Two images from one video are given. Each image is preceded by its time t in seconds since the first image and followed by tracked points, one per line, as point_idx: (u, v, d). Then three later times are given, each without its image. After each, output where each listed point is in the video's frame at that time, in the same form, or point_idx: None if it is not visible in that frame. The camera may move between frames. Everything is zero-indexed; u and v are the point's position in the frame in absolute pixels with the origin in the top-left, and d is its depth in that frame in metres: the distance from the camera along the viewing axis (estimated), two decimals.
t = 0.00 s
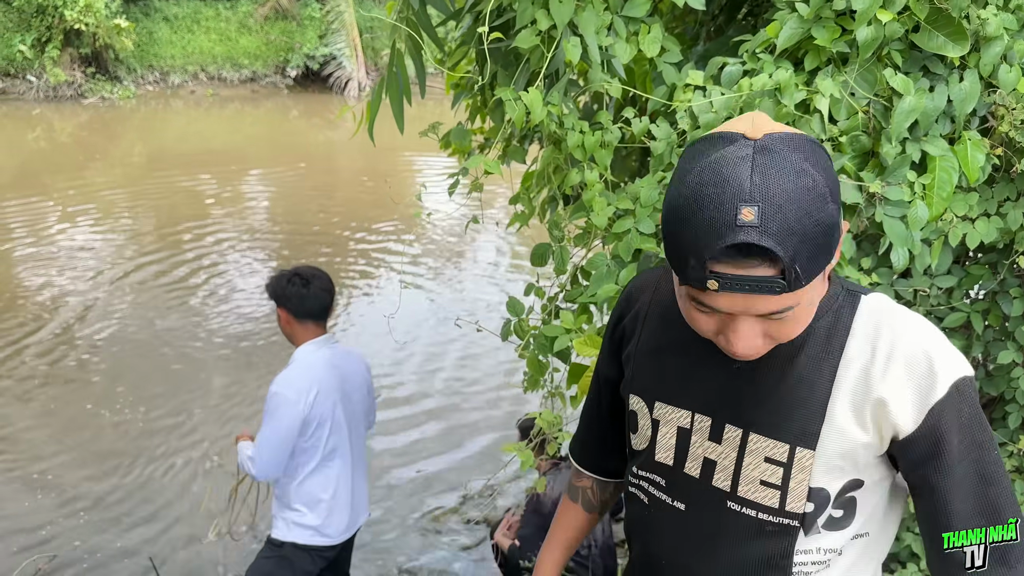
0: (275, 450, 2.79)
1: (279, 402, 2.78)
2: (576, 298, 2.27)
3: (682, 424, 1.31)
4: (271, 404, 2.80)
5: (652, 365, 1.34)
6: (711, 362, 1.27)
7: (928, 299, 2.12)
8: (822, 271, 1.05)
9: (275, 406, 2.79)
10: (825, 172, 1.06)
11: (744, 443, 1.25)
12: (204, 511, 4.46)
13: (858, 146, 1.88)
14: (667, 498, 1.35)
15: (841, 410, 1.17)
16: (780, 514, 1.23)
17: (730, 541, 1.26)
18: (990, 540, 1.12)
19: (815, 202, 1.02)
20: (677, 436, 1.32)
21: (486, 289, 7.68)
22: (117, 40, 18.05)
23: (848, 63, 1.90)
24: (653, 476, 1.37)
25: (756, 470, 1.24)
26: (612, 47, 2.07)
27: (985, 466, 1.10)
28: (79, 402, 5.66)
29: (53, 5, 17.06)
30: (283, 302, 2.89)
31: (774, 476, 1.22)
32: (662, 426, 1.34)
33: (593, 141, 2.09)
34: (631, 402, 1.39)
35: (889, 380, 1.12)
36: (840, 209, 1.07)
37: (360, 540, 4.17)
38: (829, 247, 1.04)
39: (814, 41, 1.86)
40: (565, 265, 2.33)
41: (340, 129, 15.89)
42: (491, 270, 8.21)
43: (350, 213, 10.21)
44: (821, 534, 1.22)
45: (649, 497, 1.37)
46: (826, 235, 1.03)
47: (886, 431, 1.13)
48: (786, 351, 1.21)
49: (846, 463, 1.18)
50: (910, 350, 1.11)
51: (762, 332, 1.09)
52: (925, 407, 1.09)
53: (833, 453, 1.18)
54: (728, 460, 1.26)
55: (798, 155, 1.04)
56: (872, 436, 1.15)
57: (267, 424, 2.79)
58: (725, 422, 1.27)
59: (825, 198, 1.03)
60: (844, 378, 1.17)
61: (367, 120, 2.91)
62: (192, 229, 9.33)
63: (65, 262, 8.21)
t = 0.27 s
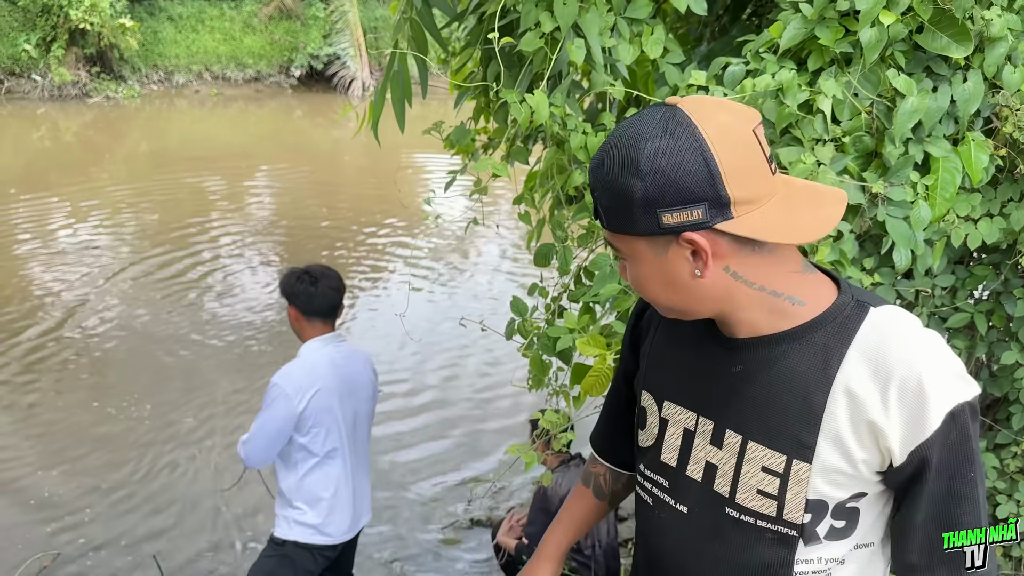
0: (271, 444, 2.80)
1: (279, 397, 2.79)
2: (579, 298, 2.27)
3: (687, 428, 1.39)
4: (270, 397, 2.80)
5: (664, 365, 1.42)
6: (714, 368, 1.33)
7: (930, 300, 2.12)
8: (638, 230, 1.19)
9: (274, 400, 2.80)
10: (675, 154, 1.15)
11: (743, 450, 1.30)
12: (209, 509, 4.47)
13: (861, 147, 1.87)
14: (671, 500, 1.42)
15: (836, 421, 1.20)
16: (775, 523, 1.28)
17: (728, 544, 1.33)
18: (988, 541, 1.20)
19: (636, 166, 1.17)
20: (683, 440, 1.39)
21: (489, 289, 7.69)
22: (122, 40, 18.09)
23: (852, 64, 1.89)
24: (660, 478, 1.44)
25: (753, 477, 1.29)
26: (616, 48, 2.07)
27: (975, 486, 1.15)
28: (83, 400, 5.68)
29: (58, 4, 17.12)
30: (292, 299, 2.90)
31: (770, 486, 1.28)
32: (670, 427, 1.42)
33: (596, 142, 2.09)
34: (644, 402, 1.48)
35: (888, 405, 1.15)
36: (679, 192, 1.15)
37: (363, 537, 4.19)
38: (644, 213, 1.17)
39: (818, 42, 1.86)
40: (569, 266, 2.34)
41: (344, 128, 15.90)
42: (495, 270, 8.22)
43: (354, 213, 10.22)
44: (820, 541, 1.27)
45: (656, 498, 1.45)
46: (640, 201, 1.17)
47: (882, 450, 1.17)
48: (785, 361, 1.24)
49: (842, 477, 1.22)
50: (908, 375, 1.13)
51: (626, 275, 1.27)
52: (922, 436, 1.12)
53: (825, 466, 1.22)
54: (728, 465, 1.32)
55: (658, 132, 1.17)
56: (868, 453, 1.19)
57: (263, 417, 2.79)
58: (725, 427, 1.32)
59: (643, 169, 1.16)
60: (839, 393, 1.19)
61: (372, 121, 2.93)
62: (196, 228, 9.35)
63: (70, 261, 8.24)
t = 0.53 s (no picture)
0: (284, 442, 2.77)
1: (291, 394, 2.77)
2: (583, 297, 2.28)
3: (680, 423, 1.42)
4: (281, 395, 2.77)
5: (666, 357, 1.46)
6: (706, 363, 1.36)
7: (934, 299, 2.12)
8: (621, 216, 1.25)
9: (285, 398, 2.77)
10: (656, 143, 1.20)
11: (723, 443, 1.33)
12: (213, 508, 4.48)
13: (865, 148, 1.87)
14: (665, 492, 1.47)
15: (807, 416, 1.20)
16: (750, 519, 1.30)
17: (711, 536, 1.37)
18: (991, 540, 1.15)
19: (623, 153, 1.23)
20: (677, 435, 1.43)
21: (493, 289, 7.70)
22: (127, 39, 18.15)
23: (856, 64, 1.90)
24: (657, 472, 1.49)
25: (730, 471, 1.32)
26: (620, 48, 2.08)
27: (954, 499, 1.07)
28: (88, 400, 5.70)
29: (64, 4, 17.18)
30: (292, 298, 2.91)
31: (743, 480, 1.30)
32: (667, 421, 1.46)
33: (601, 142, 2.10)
34: (649, 396, 1.53)
35: (856, 397, 1.14)
36: (656, 179, 1.19)
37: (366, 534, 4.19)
38: (625, 198, 1.23)
39: (822, 43, 1.87)
40: (573, 265, 2.35)
41: (348, 128, 15.93)
42: (498, 270, 8.23)
43: (358, 213, 10.24)
44: (796, 544, 1.27)
45: (654, 490, 1.50)
46: (621, 187, 1.23)
47: (851, 444, 1.15)
48: (763, 358, 1.26)
49: (815, 473, 1.22)
50: (878, 367, 1.12)
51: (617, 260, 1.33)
52: (887, 430, 1.09)
53: (795, 463, 1.23)
54: (711, 459, 1.35)
55: (644, 122, 1.22)
56: (840, 449, 1.18)
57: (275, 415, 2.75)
58: (710, 422, 1.35)
59: (625, 155, 1.22)
60: (811, 390, 1.20)
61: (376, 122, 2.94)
62: (201, 227, 9.38)
63: (75, 260, 8.27)
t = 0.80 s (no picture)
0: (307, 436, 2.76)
1: (310, 388, 2.77)
2: (588, 296, 2.28)
3: (673, 413, 1.43)
4: (300, 390, 2.76)
5: (664, 350, 1.47)
6: (696, 354, 1.36)
7: (938, 299, 2.12)
8: (606, 201, 1.30)
9: (304, 393, 2.76)
10: (635, 130, 1.24)
11: (707, 430, 1.33)
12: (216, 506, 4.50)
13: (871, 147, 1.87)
14: (657, 482, 1.48)
15: (779, 401, 1.20)
16: (730, 505, 1.30)
17: (696, 523, 1.37)
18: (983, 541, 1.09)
19: (607, 142, 1.28)
20: (670, 425, 1.44)
21: (496, 288, 7.70)
22: (132, 39, 18.20)
23: (862, 64, 1.90)
24: (651, 462, 1.50)
25: (713, 457, 1.32)
26: (626, 47, 2.08)
27: (925, 484, 1.06)
28: (93, 398, 5.70)
29: (70, 3, 17.24)
30: (288, 298, 2.91)
31: (723, 464, 1.30)
32: (661, 413, 1.47)
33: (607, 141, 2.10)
34: (649, 389, 1.54)
35: (822, 379, 1.14)
36: (632, 164, 1.24)
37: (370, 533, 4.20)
38: (607, 183, 1.28)
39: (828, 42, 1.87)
40: (578, 264, 2.35)
41: (352, 128, 15.94)
42: (502, 269, 8.23)
43: (362, 212, 10.25)
44: (777, 532, 1.26)
45: (648, 480, 1.51)
46: (604, 172, 1.28)
47: (819, 428, 1.15)
48: (742, 346, 1.26)
49: (788, 460, 1.21)
50: (846, 350, 1.12)
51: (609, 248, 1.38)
52: (852, 413, 1.09)
53: (767, 448, 1.23)
54: (697, 446, 1.36)
55: (626, 110, 1.27)
56: (809, 434, 1.17)
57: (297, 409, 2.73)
58: (697, 411, 1.35)
59: (608, 142, 1.27)
60: (783, 374, 1.20)
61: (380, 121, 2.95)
62: (205, 226, 9.40)
63: (80, 258, 8.30)
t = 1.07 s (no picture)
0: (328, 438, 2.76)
1: (325, 389, 2.77)
2: (592, 297, 2.28)
3: (670, 413, 1.42)
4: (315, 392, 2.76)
5: (658, 348, 1.47)
6: (689, 350, 1.36)
7: (943, 300, 2.12)
8: (596, 201, 1.33)
9: (321, 395, 2.76)
10: (620, 132, 1.28)
11: (702, 424, 1.33)
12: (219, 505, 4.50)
13: (876, 148, 1.87)
14: (657, 481, 1.48)
15: (766, 386, 1.21)
16: (728, 494, 1.30)
17: (697, 520, 1.37)
18: (989, 540, 1.02)
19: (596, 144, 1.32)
20: (667, 424, 1.43)
21: (500, 288, 7.69)
22: (137, 38, 18.24)
23: (867, 65, 1.90)
24: (652, 461, 1.50)
25: (708, 450, 1.32)
26: (630, 47, 2.08)
27: (935, 441, 1.03)
28: (98, 397, 5.72)
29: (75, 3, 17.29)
30: (289, 299, 2.91)
31: (719, 455, 1.30)
32: (659, 411, 1.47)
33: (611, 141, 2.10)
34: (649, 391, 1.52)
35: (805, 355, 1.15)
36: (618, 164, 1.27)
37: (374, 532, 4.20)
38: (596, 183, 1.31)
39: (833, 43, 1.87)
40: (582, 264, 2.35)
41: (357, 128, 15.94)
42: (506, 269, 8.23)
43: (366, 211, 10.25)
44: (778, 516, 1.27)
45: (649, 478, 1.51)
46: (593, 174, 1.32)
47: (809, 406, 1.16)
48: (732, 336, 1.27)
49: (777, 443, 1.22)
50: (828, 324, 1.13)
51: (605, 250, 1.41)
52: (843, 381, 1.09)
53: (755, 433, 1.24)
54: (692, 442, 1.36)
55: (613, 113, 1.30)
56: (794, 414, 1.19)
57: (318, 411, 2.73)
58: (691, 406, 1.36)
59: (596, 144, 1.31)
60: (767, 358, 1.21)
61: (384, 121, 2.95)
62: (209, 225, 9.42)
63: (84, 256, 8.32)
